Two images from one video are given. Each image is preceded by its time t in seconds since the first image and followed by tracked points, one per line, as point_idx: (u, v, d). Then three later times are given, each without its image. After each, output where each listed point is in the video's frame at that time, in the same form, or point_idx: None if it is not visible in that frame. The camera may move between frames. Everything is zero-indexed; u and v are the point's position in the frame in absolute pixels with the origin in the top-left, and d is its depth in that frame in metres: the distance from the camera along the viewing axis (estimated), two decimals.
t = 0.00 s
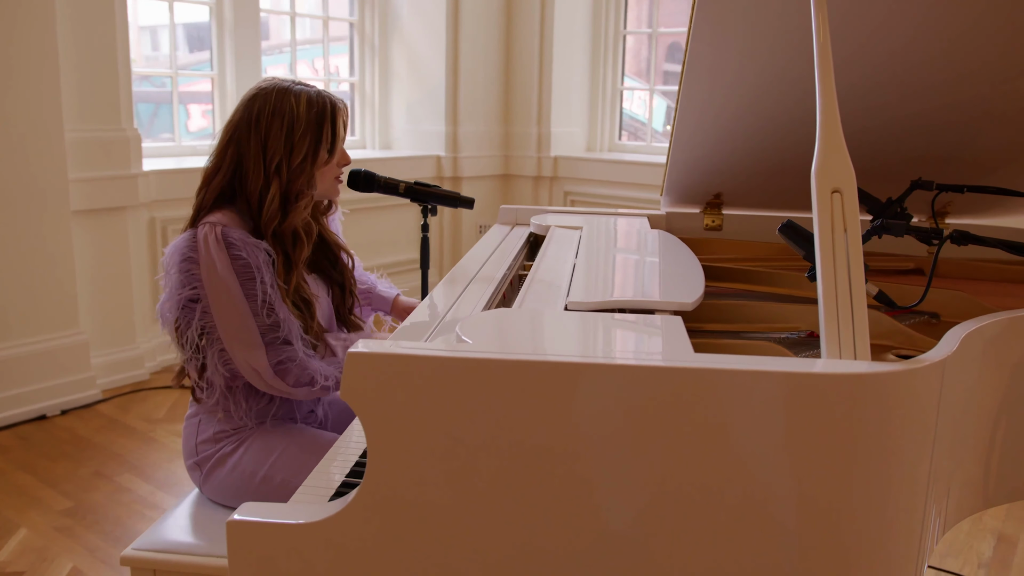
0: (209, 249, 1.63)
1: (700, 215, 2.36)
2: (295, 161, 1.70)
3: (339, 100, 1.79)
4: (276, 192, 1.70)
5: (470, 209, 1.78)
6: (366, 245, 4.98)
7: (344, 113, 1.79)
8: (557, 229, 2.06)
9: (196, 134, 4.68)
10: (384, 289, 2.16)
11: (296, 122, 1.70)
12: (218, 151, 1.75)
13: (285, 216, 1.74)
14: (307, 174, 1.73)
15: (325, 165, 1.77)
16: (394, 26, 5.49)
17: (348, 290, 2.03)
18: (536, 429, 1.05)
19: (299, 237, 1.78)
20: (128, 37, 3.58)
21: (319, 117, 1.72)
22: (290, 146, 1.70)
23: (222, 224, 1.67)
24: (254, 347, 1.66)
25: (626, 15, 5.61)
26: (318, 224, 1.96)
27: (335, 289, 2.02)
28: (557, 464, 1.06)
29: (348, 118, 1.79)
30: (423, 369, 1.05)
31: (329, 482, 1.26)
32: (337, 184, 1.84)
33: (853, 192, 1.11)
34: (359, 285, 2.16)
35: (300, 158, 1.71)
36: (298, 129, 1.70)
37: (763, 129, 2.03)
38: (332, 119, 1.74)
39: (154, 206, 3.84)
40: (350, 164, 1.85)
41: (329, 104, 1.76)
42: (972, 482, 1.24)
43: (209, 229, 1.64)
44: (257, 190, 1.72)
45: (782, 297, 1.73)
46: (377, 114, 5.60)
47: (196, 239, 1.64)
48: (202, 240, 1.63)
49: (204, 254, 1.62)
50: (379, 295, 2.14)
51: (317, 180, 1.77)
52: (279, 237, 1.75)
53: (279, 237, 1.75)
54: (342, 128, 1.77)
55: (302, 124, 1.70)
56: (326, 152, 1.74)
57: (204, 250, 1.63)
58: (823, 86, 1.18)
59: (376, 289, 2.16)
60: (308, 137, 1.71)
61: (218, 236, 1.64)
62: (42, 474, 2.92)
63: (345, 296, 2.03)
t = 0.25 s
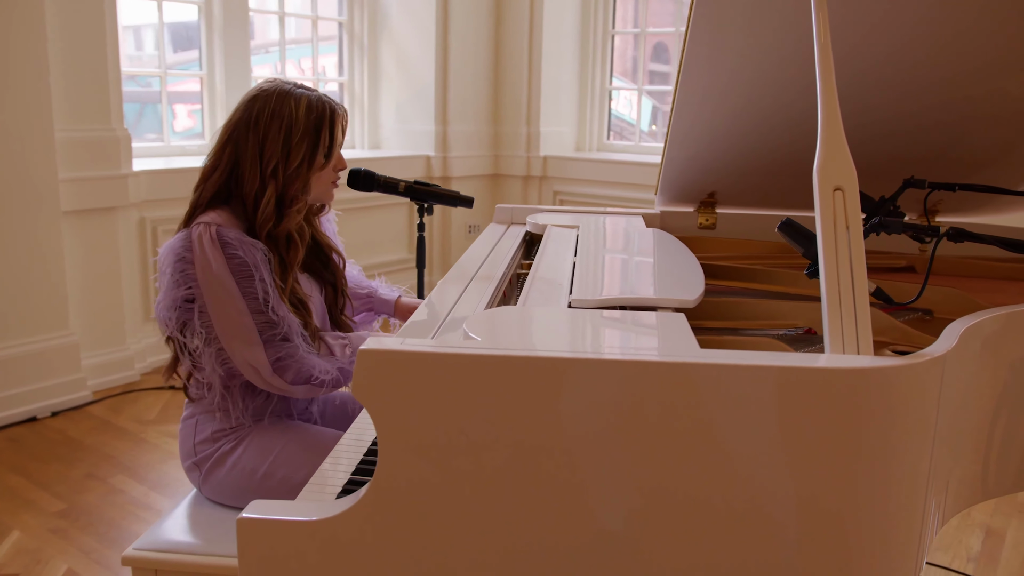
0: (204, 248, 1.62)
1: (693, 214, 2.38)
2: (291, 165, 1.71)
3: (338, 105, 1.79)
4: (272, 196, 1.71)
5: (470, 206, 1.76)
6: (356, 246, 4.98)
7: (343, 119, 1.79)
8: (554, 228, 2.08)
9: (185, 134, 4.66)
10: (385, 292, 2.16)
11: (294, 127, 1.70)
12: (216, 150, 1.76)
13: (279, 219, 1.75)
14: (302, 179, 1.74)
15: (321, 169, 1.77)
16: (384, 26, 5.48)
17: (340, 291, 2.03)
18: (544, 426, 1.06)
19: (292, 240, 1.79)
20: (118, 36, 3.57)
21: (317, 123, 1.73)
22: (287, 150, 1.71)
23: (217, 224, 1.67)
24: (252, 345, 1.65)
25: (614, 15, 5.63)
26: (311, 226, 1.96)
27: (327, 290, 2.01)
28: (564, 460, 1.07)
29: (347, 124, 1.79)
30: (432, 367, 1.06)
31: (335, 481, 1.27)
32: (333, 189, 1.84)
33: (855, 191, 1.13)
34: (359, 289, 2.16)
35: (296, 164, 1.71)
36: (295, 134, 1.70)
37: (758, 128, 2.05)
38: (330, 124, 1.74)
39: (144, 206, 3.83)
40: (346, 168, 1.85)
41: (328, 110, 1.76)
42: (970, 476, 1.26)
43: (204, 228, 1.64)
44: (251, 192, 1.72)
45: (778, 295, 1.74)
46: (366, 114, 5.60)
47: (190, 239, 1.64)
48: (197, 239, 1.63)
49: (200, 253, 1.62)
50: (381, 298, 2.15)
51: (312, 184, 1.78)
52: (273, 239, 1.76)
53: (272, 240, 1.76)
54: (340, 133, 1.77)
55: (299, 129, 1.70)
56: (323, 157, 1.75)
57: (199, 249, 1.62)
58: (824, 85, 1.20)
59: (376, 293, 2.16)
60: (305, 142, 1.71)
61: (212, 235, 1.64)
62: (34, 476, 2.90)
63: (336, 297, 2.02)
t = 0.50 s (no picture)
0: (204, 254, 1.62)
1: (690, 213, 2.38)
2: (302, 160, 1.71)
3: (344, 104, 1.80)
4: (283, 191, 1.70)
5: (471, 206, 1.77)
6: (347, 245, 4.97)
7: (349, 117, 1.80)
8: (552, 227, 2.08)
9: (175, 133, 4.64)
10: (384, 300, 2.16)
11: (304, 122, 1.70)
12: (221, 148, 1.75)
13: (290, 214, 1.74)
14: (312, 174, 1.74)
15: (328, 166, 1.78)
16: (374, 25, 5.48)
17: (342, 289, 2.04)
18: (553, 425, 1.07)
19: (302, 236, 1.79)
20: (109, 36, 3.55)
21: (327, 119, 1.73)
22: (297, 145, 1.71)
23: (216, 229, 1.66)
24: (253, 350, 1.65)
25: (604, 15, 5.65)
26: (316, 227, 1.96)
27: (332, 291, 2.02)
28: (575, 459, 1.07)
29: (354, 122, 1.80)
30: (443, 366, 1.06)
31: (342, 481, 1.26)
32: (337, 188, 1.85)
33: (859, 191, 1.14)
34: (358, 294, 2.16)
35: (306, 159, 1.71)
36: (306, 129, 1.70)
37: (754, 127, 2.06)
38: (339, 122, 1.75)
39: (136, 206, 3.81)
40: (350, 168, 1.86)
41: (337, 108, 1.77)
42: (972, 472, 1.27)
43: (202, 234, 1.63)
44: (262, 187, 1.71)
45: (778, 293, 1.75)
46: (357, 113, 5.59)
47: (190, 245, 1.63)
48: (196, 246, 1.62)
49: (199, 259, 1.62)
50: (379, 305, 2.14)
51: (320, 180, 1.78)
52: (283, 235, 1.76)
53: (282, 236, 1.75)
54: (348, 132, 1.78)
55: (310, 124, 1.71)
56: (332, 154, 1.76)
57: (198, 255, 1.62)
58: (827, 86, 1.21)
59: (375, 300, 2.16)
60: (315, 138, 1.72)
61: (212, 241, 1.63)
62: (27, 478, 2.88)
63: (340, 298, 2.03)
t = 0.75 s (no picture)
0: (206, 253, 1.61)
1: (687, 212, 2.39)
2: (308, 152, 1.71)
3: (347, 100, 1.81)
4: (291, 182, 1.70)
5: (472, 206, 1.76)
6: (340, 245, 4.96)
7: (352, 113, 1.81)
8: (552, 226, 2.08)
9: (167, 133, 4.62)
10: (377, 295, 2.16)
11: (309, 116, 1.71)
12: (224, 141, 1.74)
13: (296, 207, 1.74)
14: (318, 167, 1.74)
15: (332, 161, 1.78)
16: (366, 24, 5.47)
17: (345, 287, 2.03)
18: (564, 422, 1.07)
19: (309, 229, 1.79)
20: (100, 35, 3.52)
21: (331, 114, 1.74)
22: (303, 138, 1.71)
23: (217, 227, 1.65)
24: (256, 348, 1.64)
25: (596, 15, 5.66)
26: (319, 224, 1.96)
27: (335, 287, 2.01)
28: (584, 457, 1.08)
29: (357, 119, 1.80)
30: (453, 365, 1.06)
31: (348, 481, 1.26)
32: (340, 183, 1.85)
33: (863, 189, 1.15)
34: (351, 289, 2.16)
35: (312, 151, 1.72)
36: (311, 123, 1.71)
37: (752, 126, 2.07)
38: (342, 117, 1.76)
39: (128, 207, 3.79)
40: (352, 165, 1.86)
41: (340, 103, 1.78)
42: (975, 468, 1.28)
43: (204, 232, 1.62)
44: (268, 180, 1.71)
45: (777, 292, 1.76)
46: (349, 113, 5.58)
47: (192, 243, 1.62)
48: (198, 244, 1.61)
49: (201, 257, 1.61)
50: (372, 299, 2.14)
51: (325, 175, 1.78)
52: (288, 228, 1.75)
53: (289, 229, 1.76)
54: (352, 127, 1.79)
55: (316, 117, 1.71)
56: (337, 147, 1.76)
57: (200, 253, 1.61)
58: (831, 85, 1.21)
59: (367, 296, 2.16)
60: (320, 131, 1.72)
61: (214, 240, 1.62)
62: (20, 480, 2.86)
63: (343, 294, 2.02)
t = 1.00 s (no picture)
0: (207, 252, 1.61)
1: (686, 209, 2.40)
2: (306, 156, 1.71)
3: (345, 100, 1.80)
4: (286, 186, 1.70)
5: (475, 202, 1.78)
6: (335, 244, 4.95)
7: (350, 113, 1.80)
8: (553, 224, 2.08)
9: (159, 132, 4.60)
10: (382, 290, 2.15)
11: (307, 118, 1.70)
12: (222, 143, 1.74)
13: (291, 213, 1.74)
14: (315, 171, 1.74)
15: (330, 163, 1.78)
16: (360, 23, 5.46)
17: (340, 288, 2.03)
18: (578, 415, 1.08)
19: (303, 233, 1.78)
20: (93, 33, 3.50)
21: (330, 115, 1.74)
22: (301, 142, 1.70)
23: (218, 226, 1.65)
24: (256, 348, 1.64)
25: (589, 14, 5.67)
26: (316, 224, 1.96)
27: (330, 287, 2.01)
28: (598, 450, 1.08)
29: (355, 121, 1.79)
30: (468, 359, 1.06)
31: (360, 473, 1.26)
32: (338, 184, 1.84)
33: (872, 183, 1.16)
34: (355, 287, 2.14)
35: (310, 155, 1.71)
36: (309, 126, 1.70)
37: (751, 124, 2.08)
38: (340, 120, 1.75)
39: (121, 206, 3.77)
40: (351, 165, 1.85)
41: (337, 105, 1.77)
42: (981, 461, 1.29)
43: (205, 232, 1.62)
44: (265, 183, 1.71)
45: (780, 288, 1.76)
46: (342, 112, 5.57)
47: (193, 241, 1.62)
48: (199, 242, 1.61)
49: (202, 256, 1.61)
50: (377, 296, 2.13)
51: (323, 176, 1.78)
52: (284, 232, 1.75)
53: (284, 232, 1.75)
54: (349, 130, 1.78)
55: (314, 120, 1.71)
56: (334, 150, 1.76)
57: (201, 252, 1.61)
58: (838, 81, 1.22)
59: (372, 291, 2.14)
60: (318, 134, 1.72)
61: (215, 239, 1.62)
62: (17, 480, 2.85)
63: (338, 295, 2.01)
